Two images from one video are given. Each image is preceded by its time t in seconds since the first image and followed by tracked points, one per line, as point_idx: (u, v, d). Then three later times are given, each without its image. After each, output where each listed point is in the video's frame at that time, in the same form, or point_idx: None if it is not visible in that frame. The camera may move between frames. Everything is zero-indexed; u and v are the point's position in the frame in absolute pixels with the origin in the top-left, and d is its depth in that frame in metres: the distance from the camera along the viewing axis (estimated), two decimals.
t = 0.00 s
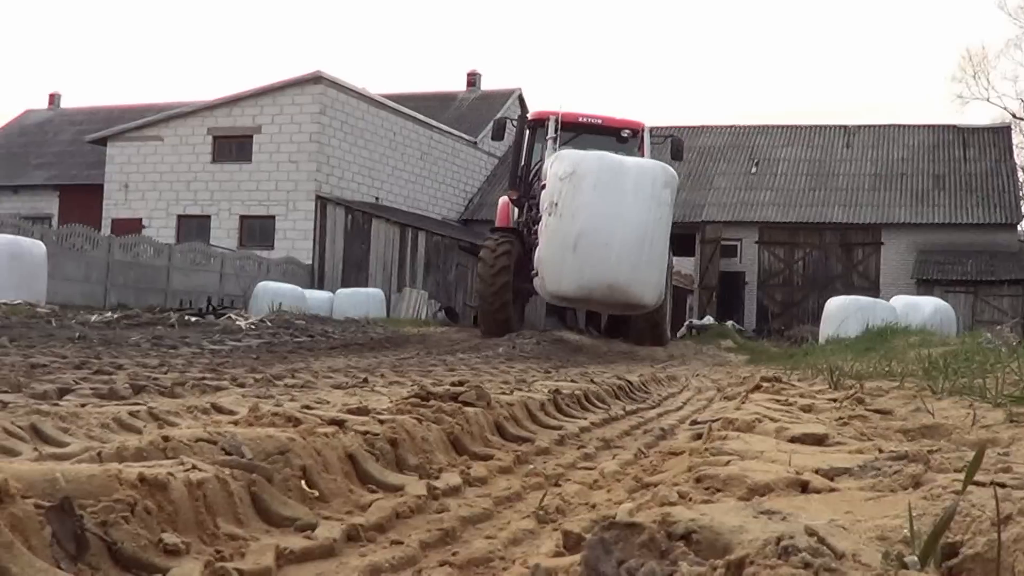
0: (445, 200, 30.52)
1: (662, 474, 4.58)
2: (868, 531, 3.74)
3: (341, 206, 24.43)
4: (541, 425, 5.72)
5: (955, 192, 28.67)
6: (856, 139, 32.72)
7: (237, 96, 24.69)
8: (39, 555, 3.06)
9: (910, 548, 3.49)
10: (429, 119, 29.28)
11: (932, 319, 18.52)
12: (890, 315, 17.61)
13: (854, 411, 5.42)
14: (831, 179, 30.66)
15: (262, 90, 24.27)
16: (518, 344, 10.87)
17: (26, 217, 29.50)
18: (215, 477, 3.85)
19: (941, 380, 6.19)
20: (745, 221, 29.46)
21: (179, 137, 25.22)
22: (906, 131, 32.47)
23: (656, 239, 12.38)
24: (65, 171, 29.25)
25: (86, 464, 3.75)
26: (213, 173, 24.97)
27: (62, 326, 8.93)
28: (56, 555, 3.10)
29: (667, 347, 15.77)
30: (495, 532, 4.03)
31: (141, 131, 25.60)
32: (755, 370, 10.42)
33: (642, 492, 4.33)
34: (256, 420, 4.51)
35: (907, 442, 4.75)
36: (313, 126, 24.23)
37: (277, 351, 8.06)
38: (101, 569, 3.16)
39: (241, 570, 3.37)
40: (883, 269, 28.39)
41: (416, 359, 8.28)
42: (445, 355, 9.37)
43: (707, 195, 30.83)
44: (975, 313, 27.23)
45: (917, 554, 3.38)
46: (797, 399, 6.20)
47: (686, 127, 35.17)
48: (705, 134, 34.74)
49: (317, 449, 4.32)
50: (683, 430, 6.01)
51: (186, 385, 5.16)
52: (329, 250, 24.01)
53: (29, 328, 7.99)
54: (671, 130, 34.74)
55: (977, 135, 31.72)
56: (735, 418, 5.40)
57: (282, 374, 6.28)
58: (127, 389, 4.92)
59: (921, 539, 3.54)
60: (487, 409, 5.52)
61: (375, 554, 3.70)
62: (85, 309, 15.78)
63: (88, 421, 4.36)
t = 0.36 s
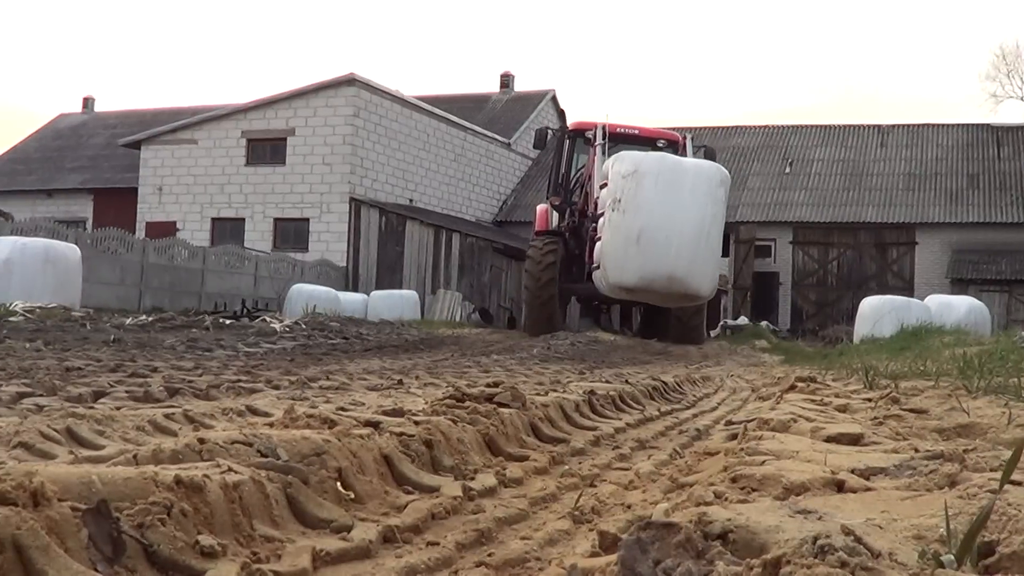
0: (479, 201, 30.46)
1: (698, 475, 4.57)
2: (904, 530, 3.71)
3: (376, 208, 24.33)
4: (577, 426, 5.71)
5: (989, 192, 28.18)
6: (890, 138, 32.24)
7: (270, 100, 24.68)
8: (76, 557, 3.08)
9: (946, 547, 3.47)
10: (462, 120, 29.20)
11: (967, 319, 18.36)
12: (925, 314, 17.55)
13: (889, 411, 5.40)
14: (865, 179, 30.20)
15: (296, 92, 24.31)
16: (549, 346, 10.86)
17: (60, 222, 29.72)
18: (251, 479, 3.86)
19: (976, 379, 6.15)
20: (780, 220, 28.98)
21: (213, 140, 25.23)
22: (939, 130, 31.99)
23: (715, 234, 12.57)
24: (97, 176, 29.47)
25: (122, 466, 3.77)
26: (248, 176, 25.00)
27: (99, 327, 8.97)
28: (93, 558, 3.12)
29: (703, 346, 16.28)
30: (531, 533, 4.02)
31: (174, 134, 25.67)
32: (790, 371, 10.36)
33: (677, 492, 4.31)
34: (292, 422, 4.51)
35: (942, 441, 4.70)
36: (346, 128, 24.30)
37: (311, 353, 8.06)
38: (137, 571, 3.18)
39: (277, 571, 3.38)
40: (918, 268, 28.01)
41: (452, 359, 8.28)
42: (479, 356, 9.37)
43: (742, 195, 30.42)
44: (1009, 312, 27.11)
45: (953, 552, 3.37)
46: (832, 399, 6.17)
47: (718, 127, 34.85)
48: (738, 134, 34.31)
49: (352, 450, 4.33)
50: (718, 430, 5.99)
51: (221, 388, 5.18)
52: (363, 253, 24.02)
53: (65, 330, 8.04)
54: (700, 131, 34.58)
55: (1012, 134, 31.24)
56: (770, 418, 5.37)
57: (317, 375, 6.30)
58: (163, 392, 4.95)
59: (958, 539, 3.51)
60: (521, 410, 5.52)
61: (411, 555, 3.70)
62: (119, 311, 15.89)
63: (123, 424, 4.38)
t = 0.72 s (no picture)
0: (488, 202, 30.46)
1: (707, 473, 4.56)
2: (914, 528, 3.71)
3: (384, 209, 24.38)
4: (587, 426, 5.70)
5: (998, 188, 28.06)
6: (898, 136, 32.16)
7: (278, 102, 24.68)
8: (85, 561, 3.10)
9: (956, 544, 3.47)
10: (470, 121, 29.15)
11: (977, 316, 18.28)
12: (934, 311, 17.46)
13: (898, 408, 5.38)
14: (874, 176, 30.11)
15: (305, 93, 24.32)
16: (559, 346, 10.86)
17: (70, 224, 29.80)
18: (260, 482, 3.87)
19: (985, 375, 6.12)
20: (788, 220, 28.97)
21: (220, 143, 25.24)
22: (948, 128, 31.89)
23: (739, 240, 12.91)
24: (107, 179, 29.56)
25: (132, 470, 3.78)
26: (255, 178, 25.00)
27: (109, 332, 8.99)
28: (102, 561, 3.14)
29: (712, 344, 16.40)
30: (540, 533, 4.02)
31: (182, 137, 25.69)
32: (800, 370, 10.34)
33: (686, 491, 4.30)
34: (301, 424, 4.51)
35: (951, 438, 4.67)
36: (355, 130, 24.30)
37: (320, 355, 8.06)
38: (146, 574, 3.20)
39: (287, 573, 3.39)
40: (927, 266, 27.88)
41: (461, 361, 8.29)
42: (489, 357, 9.38)
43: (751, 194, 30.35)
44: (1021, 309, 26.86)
45: (962, 551, 3.39)
46: (841, 396, 6.15)
47: (727, 125, 34.74)
48: (746, 134, 34.24)
49: (361, 452, 4.33)
50: (727, 429, 5.98)
51: (231, 390, 5.18)
52: (372, 255, 24.13)
53: (74, 335, 8.07)
54: (708, 129, 34.50)
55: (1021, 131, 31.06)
56: (779, 416, 5.35)
57: (326, 377, 6.30)
58: (172, 395, 4.96)
59: (966, 535, 3.51)
60: (531, 410, 5.52)
61: (421, 556, 3.70)
62: (129, 315, 15.94)
63: (133, 427, 4.38)
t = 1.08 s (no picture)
0: (492, 201, 30.42)
1: (713, 472, 4.57)
2: (920, 526, 3.70)
3: (388, 209, 24.38)
4: (593, 426, 5.71)
5: (1002, 185, 28.02)
6: (902, 134, 32.07)
7: (281, 103, 24.69)
8: (92, 561, 3.11)
9: (962, 542, 3.47)
10: (474, 120, 29.09)
11: (981, 314, 18.28)
12: (938, 310, 17.46)
13: (903, 407, 5.38)
14: (878, 175, 30.08)
15: (309, 93, 24.34)
16: (564, 346, 10.85)
17: (73, 226, 29.79)
18: (266, 482, 3.87)
19: (990, 374, 6.13)
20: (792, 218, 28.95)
21: (225, 144, 25.26)
22: (951, 126, 31.87)
23: (755, 252, 13.00)
24: (110, 179, 29.58)
25: (138, 471, 3.78)
26: (259, 179, 25.04)
27: (114, 333, 8.97)
28: (109, 561, 3.15)
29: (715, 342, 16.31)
30: (547, 533, 4.02)
31: (186, 137, 25.70)
32: (805, 368, 10.34)
33: (692, 490, 4.30)
34: (307, 424, 4.52)
35: (957, 436, 4.67)
36: (358, 130, 24.30)
37: (325, 355, 8.07)
38: (153, 574, 3.21)
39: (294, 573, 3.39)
40: (931, 264, 27.85)
41: (467, 361, 8.29)
42: (494, 356, 9.38)
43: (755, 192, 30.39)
44: None
45: (968, 548, 3.40)
46: (846, 395, 6.15)
47: (731, 125, 34.74)
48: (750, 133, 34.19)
49: (367, 452, 4.33)
50: (732, 428, 5.98)
51: (236, 391, 5.18)
52: (377, 255, 24.11)
53: (79, 335, 8.06)
54: (711, 128, 34.43)
55: None
56: (785, 415, 5.35)
57: (332, 377, 6.30)
58: (177, 395, 4.96)
59: (973, 534, 3.51)
60: (536, 409, 5.52)
61: (427, 556, 3.70)
62: (134, 316, 15.91)
63: (138, 428, 4.39)
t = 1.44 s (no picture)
0: (499, 198, 30.19)
1: (721, 468, 4.56)
2: (928, 522, 3.70)
3: (396, 206, 24.41)
4: (600, 421, 5.71)
5: (1011, 185, 27.58)
6: (910, 131, 31.54)
7: (288, 98, 24.74)
8: (100, 554, 3.11)
9: (970, 538, 3.47)
10: (482, 117, 28.95)
11: (989, 313, 18.22)
12: (946, 308, 17.43)
13: (911, 404, 5.38)
14: (885, 172, 29.45)
15: (316, 90, 24.40)
16: (571, 343, 10.85)
17: (79, 222, 29.85)
18: (274, 476, 3.86)
19: (998, 371, 6.12)
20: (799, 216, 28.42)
21: (232, 140, 25.28)
22: (959, 124, 31.29)
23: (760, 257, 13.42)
24: (117, 176, 29.63)
25: (146, 465, 3.78)
26: (267, 175, 25.06)
27: (121, 328, 8.98)
28: (117, 555, 3.15)
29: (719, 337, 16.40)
30: (555, 527, 4.02)
31: (193, 134, 25.71)
32: (812, 366, 10.34)
33: (699, 486, 4.30)
34: (315, 419, 4.51)
35: (965, 433, 4.66)
36: (366, 126, 24.33)
37: (332, 351, 8.07)
38: (161, 567, 3.21)
39: (301, 567, 3.39)
40: (939, 262, 27.42)
41: (474, 358, 8.28)
42: (500, 353, 9.37)
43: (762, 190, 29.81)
44: None
45: (976, 544, 3.39)
46: (853, 392, 6.15)
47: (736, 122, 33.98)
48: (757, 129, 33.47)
49: (375, 447, 4.33)
50: (739, 425, 5.98)
51: (243, 386, 5.18)
52: (384, 250, 24.15)
53: (86, 332, 8.06)
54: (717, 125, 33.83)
55: None
56: (793, 411, 5.34)
57: (338, 373, 6.30)
58: (185, 391, 4.96)
59: (980, 529, 3.50)
60: (544, 405, 5.52)
61: (435, 551, 3.70)
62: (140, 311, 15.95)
63: (146, 423, 4.38)
